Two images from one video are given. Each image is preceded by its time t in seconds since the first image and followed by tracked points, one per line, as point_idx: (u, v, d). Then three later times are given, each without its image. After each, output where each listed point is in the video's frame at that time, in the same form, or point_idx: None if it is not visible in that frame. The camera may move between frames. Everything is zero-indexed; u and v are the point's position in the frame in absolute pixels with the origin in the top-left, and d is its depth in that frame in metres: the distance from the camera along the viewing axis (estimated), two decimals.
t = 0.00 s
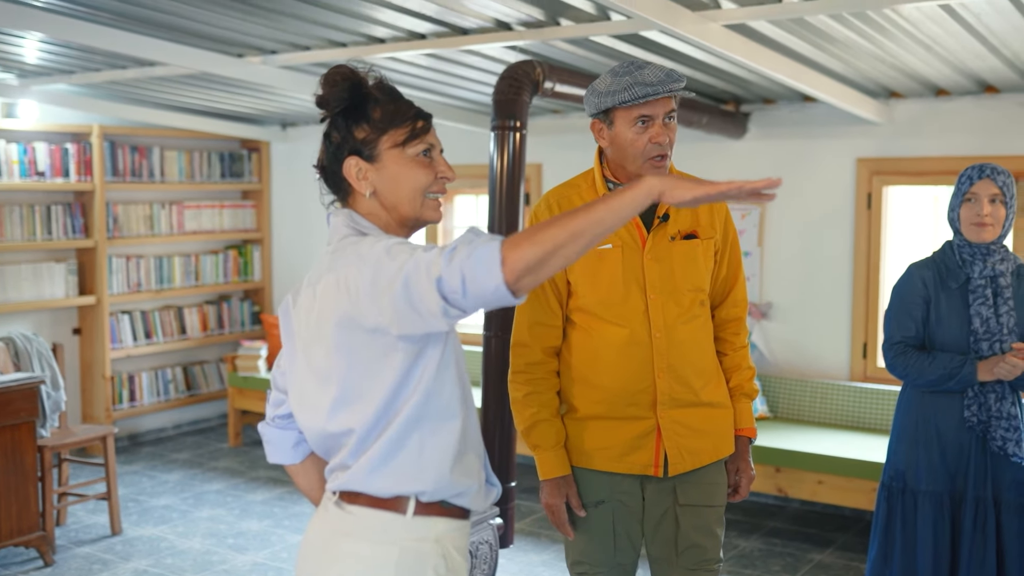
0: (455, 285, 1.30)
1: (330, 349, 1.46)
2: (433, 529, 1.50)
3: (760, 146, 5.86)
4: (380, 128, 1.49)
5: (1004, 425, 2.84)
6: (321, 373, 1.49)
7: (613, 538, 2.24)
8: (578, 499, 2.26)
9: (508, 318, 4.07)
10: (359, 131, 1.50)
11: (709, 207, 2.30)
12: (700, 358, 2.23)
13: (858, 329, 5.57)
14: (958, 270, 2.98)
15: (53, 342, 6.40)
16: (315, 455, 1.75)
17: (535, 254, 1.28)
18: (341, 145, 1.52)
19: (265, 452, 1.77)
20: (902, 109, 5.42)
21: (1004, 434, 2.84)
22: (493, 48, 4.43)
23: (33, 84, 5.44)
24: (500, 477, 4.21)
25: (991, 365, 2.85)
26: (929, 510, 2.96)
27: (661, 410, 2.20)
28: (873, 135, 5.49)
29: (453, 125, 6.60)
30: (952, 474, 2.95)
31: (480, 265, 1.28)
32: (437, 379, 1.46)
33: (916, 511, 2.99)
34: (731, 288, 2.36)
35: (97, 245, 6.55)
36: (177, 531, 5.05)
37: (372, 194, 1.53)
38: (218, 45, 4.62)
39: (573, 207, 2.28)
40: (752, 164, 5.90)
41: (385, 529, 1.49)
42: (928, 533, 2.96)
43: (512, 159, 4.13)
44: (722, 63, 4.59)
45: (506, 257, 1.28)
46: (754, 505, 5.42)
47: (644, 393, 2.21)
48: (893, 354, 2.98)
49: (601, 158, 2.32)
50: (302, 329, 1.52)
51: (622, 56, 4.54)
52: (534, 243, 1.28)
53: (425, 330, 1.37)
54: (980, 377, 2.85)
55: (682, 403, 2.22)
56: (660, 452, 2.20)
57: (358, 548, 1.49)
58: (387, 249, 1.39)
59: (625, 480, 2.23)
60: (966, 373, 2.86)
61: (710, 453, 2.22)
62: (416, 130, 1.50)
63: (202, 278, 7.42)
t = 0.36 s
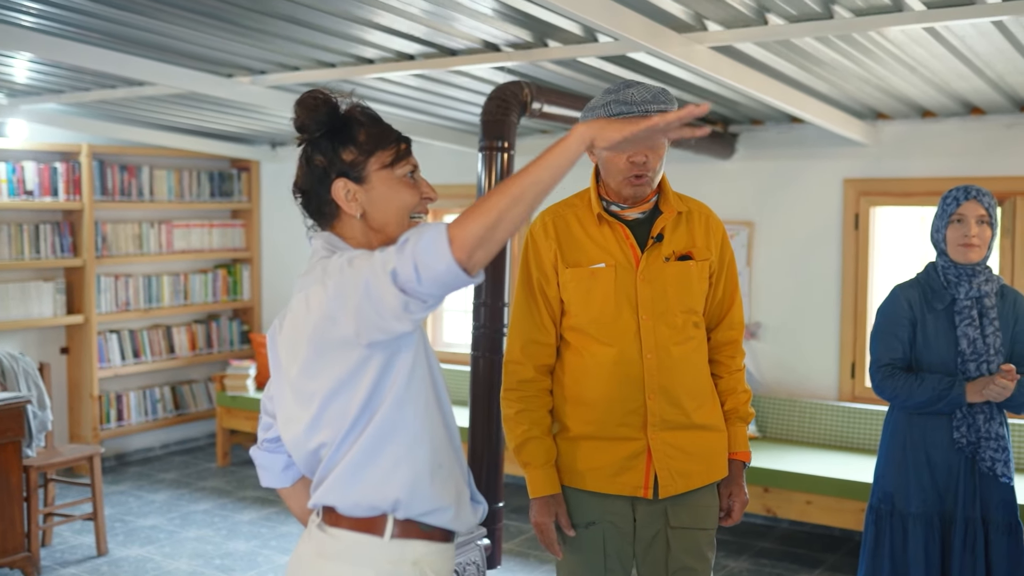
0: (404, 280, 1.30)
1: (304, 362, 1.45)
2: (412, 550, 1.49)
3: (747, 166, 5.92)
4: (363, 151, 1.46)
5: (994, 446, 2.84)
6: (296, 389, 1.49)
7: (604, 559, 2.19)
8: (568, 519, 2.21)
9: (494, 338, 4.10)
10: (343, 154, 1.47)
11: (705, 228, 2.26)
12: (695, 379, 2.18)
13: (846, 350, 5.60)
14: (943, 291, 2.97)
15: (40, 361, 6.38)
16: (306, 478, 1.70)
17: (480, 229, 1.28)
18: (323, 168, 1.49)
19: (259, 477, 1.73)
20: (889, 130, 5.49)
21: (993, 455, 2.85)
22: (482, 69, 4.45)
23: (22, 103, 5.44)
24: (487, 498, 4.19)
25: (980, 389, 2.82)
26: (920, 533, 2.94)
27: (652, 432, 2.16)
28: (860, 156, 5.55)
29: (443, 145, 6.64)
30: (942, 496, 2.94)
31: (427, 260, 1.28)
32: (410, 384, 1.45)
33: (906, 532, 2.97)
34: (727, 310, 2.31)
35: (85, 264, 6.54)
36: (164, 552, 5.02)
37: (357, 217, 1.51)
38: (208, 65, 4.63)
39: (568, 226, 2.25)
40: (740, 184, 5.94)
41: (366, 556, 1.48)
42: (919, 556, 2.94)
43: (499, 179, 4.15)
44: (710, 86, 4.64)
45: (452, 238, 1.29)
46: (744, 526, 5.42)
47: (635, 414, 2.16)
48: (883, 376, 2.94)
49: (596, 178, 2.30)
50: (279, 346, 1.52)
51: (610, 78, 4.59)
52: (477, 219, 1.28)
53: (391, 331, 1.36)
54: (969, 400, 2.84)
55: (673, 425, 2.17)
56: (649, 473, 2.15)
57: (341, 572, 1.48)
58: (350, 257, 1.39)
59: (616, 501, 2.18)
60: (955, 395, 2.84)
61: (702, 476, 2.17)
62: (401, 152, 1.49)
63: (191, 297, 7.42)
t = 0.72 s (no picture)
0: (387, 326, 1.30)
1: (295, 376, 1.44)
2: (404, 555, 1.49)
3: (740, 172, 5.94)
4: (369, 155, 1.46)
5: (987, 450, 2.85)
6: (282, 401, 1.48)
7: (594, 564, 2.19)
8: (558, 524, 2.21)
9: (486, 344, 4.03)
10: (346, 158, 1.46)
11: (700, 237, 2.24)
12: (687, 389, 2.17)
13: (839, 356, 5.63)
14: (932, 297, 2.95)
15: (32, 368, 6.36)
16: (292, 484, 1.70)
17: (464, 295, 1.27)
18: (324, 174, 1.47)
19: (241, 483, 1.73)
20: (880, 136, 5.52)
21: (987, 460, 2.85)
22: (474, 76, 4.46)
23: (14, 110, 5.44)
24: (479, 504, 4.18)
25: (971, 392, 2.82)
26: (915, 539, 2.91)
27: (641, 440, 2.15)
28: (852, 162, 5.58)
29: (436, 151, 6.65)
30: (937, 501, 2.91)
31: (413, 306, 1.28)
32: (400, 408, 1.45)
33: (902, 539, 2.93)
34: (723, 317, 2.27)
35: (78, 271, 6.53)
36: (156, 559, 5.00)
37: (359, 223, 1.50)
38: (200, 72, 4.64)
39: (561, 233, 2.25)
40: (732, 190, 5.97)
41: (354, 558, 1.48)
42: (915, 562, 2.91)
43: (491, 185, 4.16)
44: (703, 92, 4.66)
45: (432, 300, 1.27)
46: (737, 531, 5.42)
47: (624, 423, 2.16)
48: (875, 383, 2.92)
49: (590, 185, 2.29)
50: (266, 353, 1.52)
51: (603, 85, 4.60)
52: (462, 284, 1.27)
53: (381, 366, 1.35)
54: (961, 405, 2.83)
55: (663, 434, 2.16)
56: (638, 481, 2.15)
57: None
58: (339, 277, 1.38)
59: (606, 507, 2.18)
60: (948, 402, 2.83)
61: (692, 485, 2.16)
62: (398, 158, 1.50)
63: (184, 304, 7.42)
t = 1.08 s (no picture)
0: (358, 419, 1.33)
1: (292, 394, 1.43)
2: (414, 555, 1.50)
3: (738, 174, 5.95)
4: (375, 158, 1.47)
5: (988, 450, 2.82)
6: (266, 412, 1.48)
7: (592, 565, 2.19)
8: (555, 525, 2.21)
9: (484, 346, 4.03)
10: (352, 159, 1.46)
11: (697, 238, 2.22)
12: (684, 392, 2.16)
13: (838, 357, 5.64)
14: (928, 298, 2.93)
15: (31, 372, 6.37)
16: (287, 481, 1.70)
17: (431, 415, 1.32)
18: (329, 174, 1.46)
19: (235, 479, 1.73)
20: (878, 136, 5.52)
21: (988, 460, 2.82)
22: (472, 77, 4.47)
23: (13, 114, 5.45)
24: (478, 506, 4.17)
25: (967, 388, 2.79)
26: (919, 541, 2.88)
27: (636, 442, 2.15)
28: (851, 163, 5.58)
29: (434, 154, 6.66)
30: (941, 502, 2.89)
31: (388, 411, 1.31)
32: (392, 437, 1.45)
33: (906, 541, 2.90)
34: (722, 318, 2.25)
35: (77, 274, 6.54)
36: (156, 562, 5.00)
37: (363, 225, 1.50)
38: (199, 75, 4.64)
39: (557, 236, 2.25)
40: (730, 191, 5.97)
41: (364, 559, 1.47)
42: (920, 564, 2.88)
43: (489, 187, 4.14)
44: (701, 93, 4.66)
45: (398, 430, 1.30)
46: (738, 533, 5.42)
47: (619, 425, 2.16)
48: (873, 385, 2.91)
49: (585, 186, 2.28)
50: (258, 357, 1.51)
51: (601, 86, 4.61)
52: (427, 404, 1.32)
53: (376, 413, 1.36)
54: (959, 403, 2.80)
55: (659, 436, 2.16)
56: (634, 483, 2.15)
57: None
58: (343, 313, 1.38)
59: (603, 508, 2.18)
60: (944, 400, 2.82)
61: (689, 486, 2.15)
62: (398, 160, 1.51)
63: (184, 307, 7.42)
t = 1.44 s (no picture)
0: (364, 434, 1.33)
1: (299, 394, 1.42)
2: (415, 555, 1.50)
3: (738, 174, 5.95)
4: (366, 150, 1.47)
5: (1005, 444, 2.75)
6: (268, 406, 1.48)
7: (590, 564, 2.19)
8: (552, 524, 2.21)
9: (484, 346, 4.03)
10: (348, 155, 1.45)
11: (698, 237, 2.22)
12: (684, 392, 2.16)
13: (839, 357, 5.64)
14: (933, 296, 2.83)
15: (32, 372, 6.38)
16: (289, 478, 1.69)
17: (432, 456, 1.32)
18: (328, 175, 1.44)
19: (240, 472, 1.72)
20: (878, 136, 5.52)
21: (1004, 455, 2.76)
22: (472, 77, 4.47)
23: (13, 114, 5.45)
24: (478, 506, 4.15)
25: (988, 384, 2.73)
26: (943, 545, 2.77)
27: (634, 441, 2.15)
28: (851, 163, 5.59)
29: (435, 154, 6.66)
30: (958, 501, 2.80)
31: (396, 436, 1.32)
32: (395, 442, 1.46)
33: (930, 547, 2.78)
34: (722, 319, 2.25)
35: (77, 275, 6.54)
36: (156, 562, 5.00)
37: (365, 218, 1.50)
38: (198, 75, 4.64)
39: (557, 235, 2.25)
40: (730, 192, 5.98)
41: (366, 557, 1.47)
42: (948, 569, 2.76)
43: (490, 186, 4.14)
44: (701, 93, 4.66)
45: (402, 455, 1.32)
46: (738, 533, 5.41)
47: (618, 423, 2.16)
48: (895, 395, 2.75)
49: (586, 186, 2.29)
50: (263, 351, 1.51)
51: (601, 86, 4.61)
52: (434, 447, 1.32)
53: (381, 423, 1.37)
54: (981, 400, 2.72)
55: (657, 435, 2.16)
56: (632, 482, 2.15)
57: None
58: (356, 318, 1.38)
59: (601, 507, 2.19)
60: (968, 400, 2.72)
61: (688, 485, 2.15)
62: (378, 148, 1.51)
63: (184, 307, 7.42)
